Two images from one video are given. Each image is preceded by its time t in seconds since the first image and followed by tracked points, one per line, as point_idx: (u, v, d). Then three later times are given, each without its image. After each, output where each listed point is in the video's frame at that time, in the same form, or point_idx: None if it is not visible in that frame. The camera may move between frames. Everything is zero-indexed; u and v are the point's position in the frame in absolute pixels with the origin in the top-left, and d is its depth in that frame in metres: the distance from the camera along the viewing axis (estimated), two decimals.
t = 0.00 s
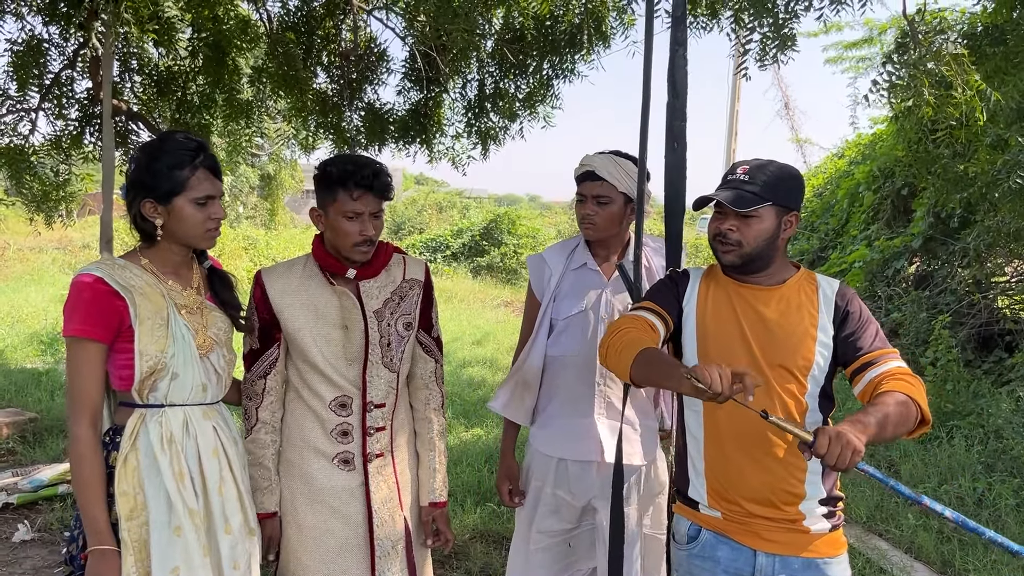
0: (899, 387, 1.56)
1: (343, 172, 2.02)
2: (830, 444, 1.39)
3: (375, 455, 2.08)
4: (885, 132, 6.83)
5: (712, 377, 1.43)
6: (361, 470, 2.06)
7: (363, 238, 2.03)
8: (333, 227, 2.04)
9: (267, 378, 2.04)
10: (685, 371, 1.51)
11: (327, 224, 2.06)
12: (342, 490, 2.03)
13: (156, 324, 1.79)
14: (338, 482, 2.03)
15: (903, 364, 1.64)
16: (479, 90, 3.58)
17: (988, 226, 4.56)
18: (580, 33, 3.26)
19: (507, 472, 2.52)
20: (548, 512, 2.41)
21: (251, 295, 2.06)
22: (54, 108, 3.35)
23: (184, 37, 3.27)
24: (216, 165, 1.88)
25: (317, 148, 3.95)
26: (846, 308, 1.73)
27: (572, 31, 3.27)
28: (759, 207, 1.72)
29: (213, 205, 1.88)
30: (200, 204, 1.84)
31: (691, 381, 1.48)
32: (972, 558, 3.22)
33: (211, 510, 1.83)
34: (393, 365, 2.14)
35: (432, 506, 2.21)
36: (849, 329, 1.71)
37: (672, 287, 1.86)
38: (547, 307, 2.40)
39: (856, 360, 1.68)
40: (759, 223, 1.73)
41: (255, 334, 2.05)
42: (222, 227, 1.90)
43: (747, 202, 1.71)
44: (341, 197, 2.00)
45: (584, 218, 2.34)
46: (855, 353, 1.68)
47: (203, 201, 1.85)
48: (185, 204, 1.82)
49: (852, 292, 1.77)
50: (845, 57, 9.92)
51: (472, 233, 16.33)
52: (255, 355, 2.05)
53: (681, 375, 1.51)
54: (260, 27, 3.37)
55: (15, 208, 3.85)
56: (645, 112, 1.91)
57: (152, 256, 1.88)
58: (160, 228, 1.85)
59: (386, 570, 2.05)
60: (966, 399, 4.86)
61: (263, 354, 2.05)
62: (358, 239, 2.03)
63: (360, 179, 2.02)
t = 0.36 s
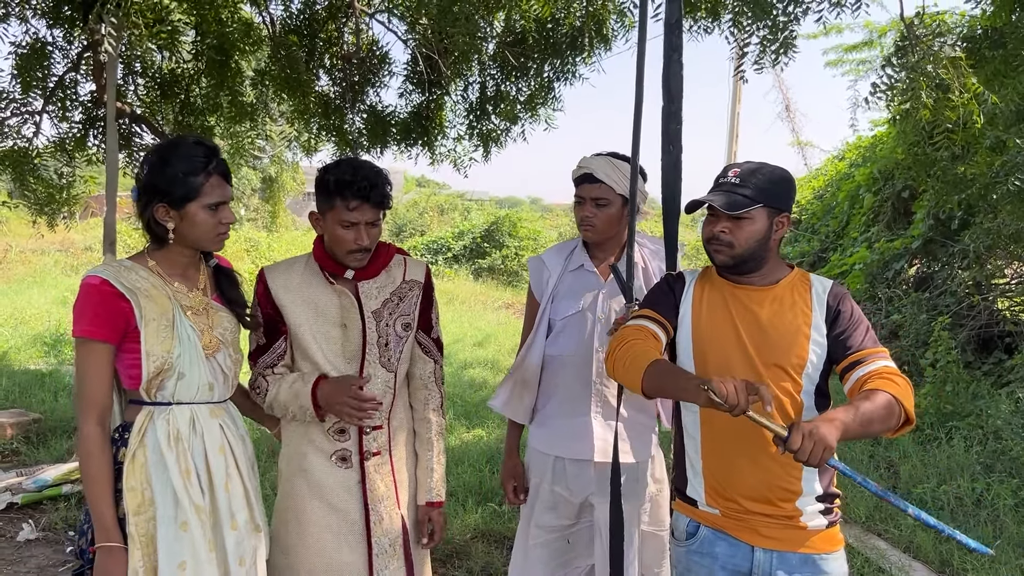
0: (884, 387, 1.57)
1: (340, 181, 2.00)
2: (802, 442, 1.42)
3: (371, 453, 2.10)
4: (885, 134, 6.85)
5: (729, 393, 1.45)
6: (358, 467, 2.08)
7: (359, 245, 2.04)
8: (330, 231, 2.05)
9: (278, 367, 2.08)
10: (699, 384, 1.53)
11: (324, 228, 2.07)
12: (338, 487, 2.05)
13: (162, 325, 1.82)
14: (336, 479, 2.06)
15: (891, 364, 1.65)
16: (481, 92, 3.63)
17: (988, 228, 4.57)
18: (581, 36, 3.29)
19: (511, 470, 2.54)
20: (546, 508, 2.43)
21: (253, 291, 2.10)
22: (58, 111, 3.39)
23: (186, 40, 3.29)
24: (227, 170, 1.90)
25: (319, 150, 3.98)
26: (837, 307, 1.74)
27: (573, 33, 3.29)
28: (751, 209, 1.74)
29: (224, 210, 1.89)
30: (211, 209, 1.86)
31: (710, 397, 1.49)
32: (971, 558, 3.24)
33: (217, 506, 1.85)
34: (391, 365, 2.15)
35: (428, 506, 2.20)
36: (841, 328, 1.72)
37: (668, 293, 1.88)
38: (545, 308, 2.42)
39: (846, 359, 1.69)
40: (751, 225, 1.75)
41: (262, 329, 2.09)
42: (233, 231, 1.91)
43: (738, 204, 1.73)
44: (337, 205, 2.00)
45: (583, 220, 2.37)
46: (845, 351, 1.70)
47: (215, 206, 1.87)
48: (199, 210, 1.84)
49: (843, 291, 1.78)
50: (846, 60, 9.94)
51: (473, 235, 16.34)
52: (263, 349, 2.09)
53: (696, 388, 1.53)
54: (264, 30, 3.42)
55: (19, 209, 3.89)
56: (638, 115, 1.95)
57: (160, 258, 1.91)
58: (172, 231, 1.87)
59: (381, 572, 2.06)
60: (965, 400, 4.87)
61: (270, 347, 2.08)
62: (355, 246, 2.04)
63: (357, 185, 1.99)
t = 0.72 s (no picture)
0: (875, 391, 1.60)
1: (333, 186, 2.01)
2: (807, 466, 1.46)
3: (367, 448, 2.11)
4: (885, 137, 6.88)
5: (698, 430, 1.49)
6: (354, 459, 2.10)
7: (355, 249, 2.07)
8: (327, 234, 2.07)
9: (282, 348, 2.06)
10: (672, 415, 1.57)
11: (319, 231, 2.10)
12: (335, 479, 2.07)
13: (168, 326, 1.85)
14: (331, 470, 2.08)
15: (881, 367, 1.69)
16: (482, 95, 3.66)
17: (986, 231, 4.59)
18: (582, 39, 3.32)
19: (507, 471, 2.59)
20: (544, 507, 2.46)
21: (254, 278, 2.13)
22: (61, 114, 3.42)
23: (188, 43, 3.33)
24: (236, 174, 1.92)
25: (320, 152, 4.02)
26: (827, 309, 1.77)
27: (574, 36, 3.31)
28: (737, 211, 1.76)
29: (231, 213, 1.92)
30: (218, 211, 1.88)
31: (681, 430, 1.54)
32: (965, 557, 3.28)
33: (219, 505, 1.88)
34: (389, 361, 2.17)
35: (427, 502, 2.23)
36: (830, 331, 1.75)
37: (659, 302, 1.90)
38: (542, 310, 2.45)
39: (837, 363, 1.72)
40: (736, 227, 1.77)
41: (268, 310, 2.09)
42: (240, 233, 1.94)
43: (724, 206, 1.75)
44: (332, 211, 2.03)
45: (577, 222, 2.40)
46: (835, 355, 1.72)
47: (222, 209, 1.89)
48: (206, 212, 1.87)
49: (832, 294, 1.81)
50: (845, 63, 9.98)
51: (474, 237, 16.39)
52: (269, 328, 2.08)
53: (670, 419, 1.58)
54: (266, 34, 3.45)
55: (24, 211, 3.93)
56: (633, 118, 1.97)
57: (170, 260, 1.93)
58: (180, 233, 1.90)
59: (369, 571, 2.08)
60: (963, 401, 4.89)
61: (274, 328, 2.08)
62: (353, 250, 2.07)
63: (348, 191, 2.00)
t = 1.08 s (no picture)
0: (875, 414, 1.69)
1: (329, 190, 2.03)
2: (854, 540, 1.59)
3: (363, 448, 2.13)
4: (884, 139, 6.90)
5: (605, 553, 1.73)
6: (349, 459, 2.11)
7: (352, 250, 2.08)
8: (321, 237, 2.09)
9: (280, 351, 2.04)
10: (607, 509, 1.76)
11: (315, 234, 2.11)
12: (330, 479, 2.09)
13: (172, 329, 1.87)
14: (327, 471, 2.09)
15: (866, 376, 1.75)
16: (481, 97, 3.67)
17: (984, 233, 4.61)
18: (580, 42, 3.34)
19: (499, 472, 2.58)
20: (538, 509, 2.49)
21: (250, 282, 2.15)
22: (63, 116, 3.46)
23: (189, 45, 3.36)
24: (240, 180, 1.95)
25: (321, 154, 4.05)
26: (811, 317, 1.78)
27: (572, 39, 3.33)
28: (711, 218, 1.79)
29: (234, 218, 1.94)
30: (221, 216, 1.90)
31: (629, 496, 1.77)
32: (960, 557, 3.30)
33: (220, 505, 1.90)
34: (383, 362, 2.20)
35: (422, 502, 2.25)
36: (814, 341, 1.77)
37: (640, 321, 1.92)
38: (534, 313, 2.48)
39: (825, 375, 1.75)
40: (712, 234, 1.80)
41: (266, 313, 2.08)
42: (243, 238, 1.96)
43: (702, 213, 1.78)
44: (328, 212, 2.04)
45: (570, 225, 2.41)
46: (823, 368, 1.75)
47: (225, 213, 1.91)
48: (208, 216, 1.89)
49: (814, 299, 1.81)
50: (845, 66, 10.01)
51: (475, 238, 16.42)
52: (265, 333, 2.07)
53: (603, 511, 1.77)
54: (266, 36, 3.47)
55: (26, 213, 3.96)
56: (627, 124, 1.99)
57: (174, 263, 1.96)
58: (184, 237, 1.92)
59: (364, 571, 2.10)
60: (960, 403, 4.91)
61: (273, 330, 2.07)
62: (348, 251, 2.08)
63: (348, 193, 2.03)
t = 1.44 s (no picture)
0: (871, 424, 1.76)
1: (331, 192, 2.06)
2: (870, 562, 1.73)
3: (366, 448, 2.15)
4: (885, 140, 6.90)
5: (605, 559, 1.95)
6: (352, 459, 2.13)
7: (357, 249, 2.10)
8: (325, 237, 2.11)
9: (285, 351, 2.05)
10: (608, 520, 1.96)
11: (318, 234, 2.13)
12: (334, 478, 2.11)
13: (184, 327, 1.89)
14: (330, 470, 2.11)
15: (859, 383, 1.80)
16: (484, 98, 3.68)
17: (985, 233, 4.62)
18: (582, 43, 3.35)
19: (492, 470, 2.62)
20: (540, 508, 2.50)
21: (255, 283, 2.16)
22: (68, 117, 3.48)
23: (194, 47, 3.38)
24: (247, 182, 1.96)
25: (324, 154, 4.07)
26: (811, 322, 1.78)
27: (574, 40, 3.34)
28: (699, 221, 1.81)
29: (242, 218, 1.95)
30: (230, 216, 1.92)
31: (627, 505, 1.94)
32: (960, 557, 3.32)
33: (234, 503, 1.92)
34: (385, 362, 2.21)
35: (424, 500, 2.27)
36: (812, 346, 1.78)
37: (637, 325, 1.97)
38: (538, 310, 2.49)
39: (822, 381, 1.77)
40: (701, 236, 1.82)
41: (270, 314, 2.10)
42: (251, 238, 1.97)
43: (690, 213, 1.81)
44: (332, 212, 2.06)
45: (579, 223, 2.42)
46: (822, 372, 1.77)
47: (234, 214, 1.93)
48: (217, 217, 1.90)
49: (813, 302, 1.81)
50: (846, 66, 10.02)
51: (477, 238, 16.43)
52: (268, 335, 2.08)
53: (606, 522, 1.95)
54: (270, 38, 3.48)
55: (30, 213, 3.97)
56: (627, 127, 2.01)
57: (183, 264, 1.98)
58: (193, 238, 1.94)
59: (368, 569, 2.11)
60: (960, 403, 4.92)
61: (278, 331, 2.08)
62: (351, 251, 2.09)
63: (350, 193, 2.05)
